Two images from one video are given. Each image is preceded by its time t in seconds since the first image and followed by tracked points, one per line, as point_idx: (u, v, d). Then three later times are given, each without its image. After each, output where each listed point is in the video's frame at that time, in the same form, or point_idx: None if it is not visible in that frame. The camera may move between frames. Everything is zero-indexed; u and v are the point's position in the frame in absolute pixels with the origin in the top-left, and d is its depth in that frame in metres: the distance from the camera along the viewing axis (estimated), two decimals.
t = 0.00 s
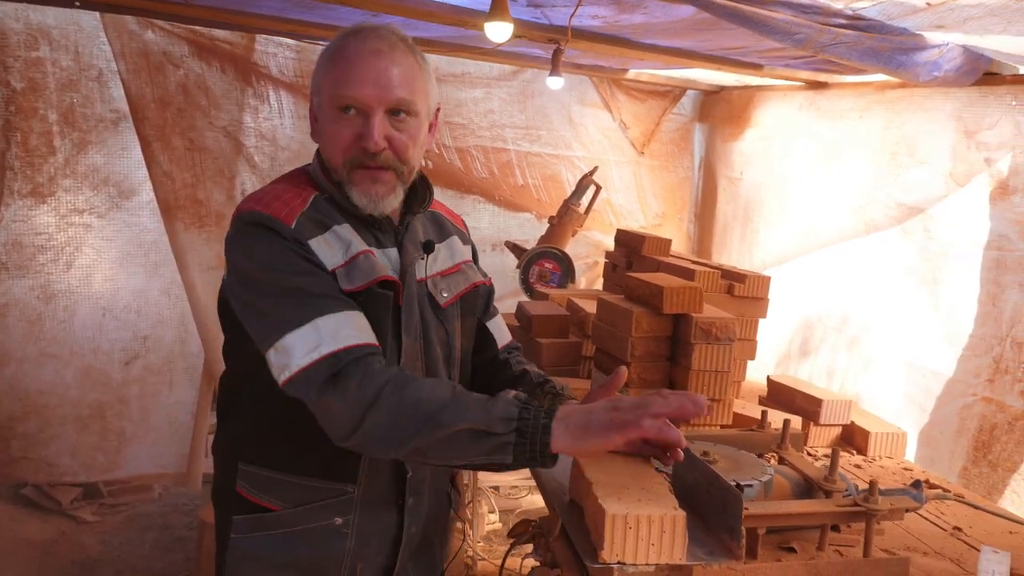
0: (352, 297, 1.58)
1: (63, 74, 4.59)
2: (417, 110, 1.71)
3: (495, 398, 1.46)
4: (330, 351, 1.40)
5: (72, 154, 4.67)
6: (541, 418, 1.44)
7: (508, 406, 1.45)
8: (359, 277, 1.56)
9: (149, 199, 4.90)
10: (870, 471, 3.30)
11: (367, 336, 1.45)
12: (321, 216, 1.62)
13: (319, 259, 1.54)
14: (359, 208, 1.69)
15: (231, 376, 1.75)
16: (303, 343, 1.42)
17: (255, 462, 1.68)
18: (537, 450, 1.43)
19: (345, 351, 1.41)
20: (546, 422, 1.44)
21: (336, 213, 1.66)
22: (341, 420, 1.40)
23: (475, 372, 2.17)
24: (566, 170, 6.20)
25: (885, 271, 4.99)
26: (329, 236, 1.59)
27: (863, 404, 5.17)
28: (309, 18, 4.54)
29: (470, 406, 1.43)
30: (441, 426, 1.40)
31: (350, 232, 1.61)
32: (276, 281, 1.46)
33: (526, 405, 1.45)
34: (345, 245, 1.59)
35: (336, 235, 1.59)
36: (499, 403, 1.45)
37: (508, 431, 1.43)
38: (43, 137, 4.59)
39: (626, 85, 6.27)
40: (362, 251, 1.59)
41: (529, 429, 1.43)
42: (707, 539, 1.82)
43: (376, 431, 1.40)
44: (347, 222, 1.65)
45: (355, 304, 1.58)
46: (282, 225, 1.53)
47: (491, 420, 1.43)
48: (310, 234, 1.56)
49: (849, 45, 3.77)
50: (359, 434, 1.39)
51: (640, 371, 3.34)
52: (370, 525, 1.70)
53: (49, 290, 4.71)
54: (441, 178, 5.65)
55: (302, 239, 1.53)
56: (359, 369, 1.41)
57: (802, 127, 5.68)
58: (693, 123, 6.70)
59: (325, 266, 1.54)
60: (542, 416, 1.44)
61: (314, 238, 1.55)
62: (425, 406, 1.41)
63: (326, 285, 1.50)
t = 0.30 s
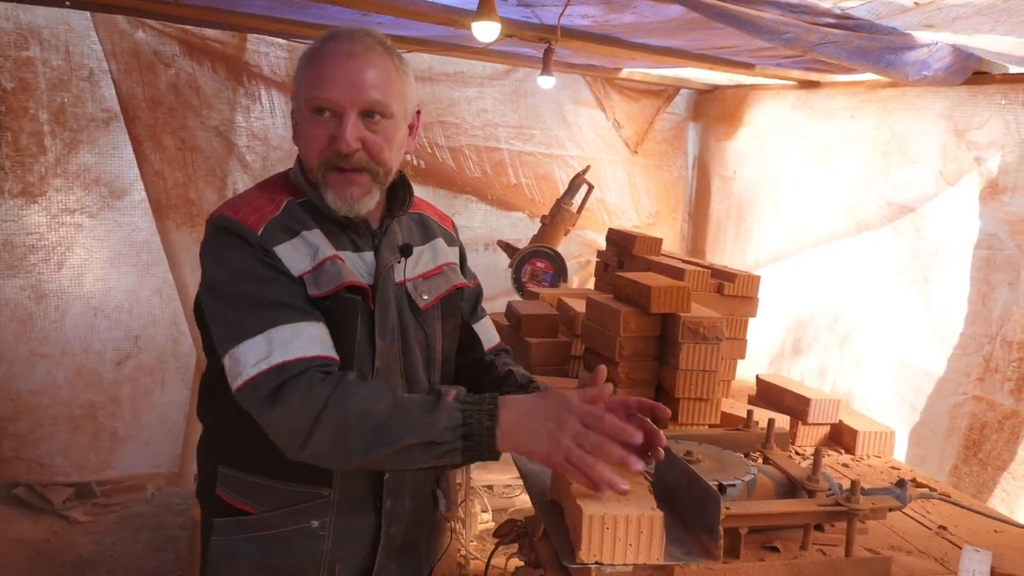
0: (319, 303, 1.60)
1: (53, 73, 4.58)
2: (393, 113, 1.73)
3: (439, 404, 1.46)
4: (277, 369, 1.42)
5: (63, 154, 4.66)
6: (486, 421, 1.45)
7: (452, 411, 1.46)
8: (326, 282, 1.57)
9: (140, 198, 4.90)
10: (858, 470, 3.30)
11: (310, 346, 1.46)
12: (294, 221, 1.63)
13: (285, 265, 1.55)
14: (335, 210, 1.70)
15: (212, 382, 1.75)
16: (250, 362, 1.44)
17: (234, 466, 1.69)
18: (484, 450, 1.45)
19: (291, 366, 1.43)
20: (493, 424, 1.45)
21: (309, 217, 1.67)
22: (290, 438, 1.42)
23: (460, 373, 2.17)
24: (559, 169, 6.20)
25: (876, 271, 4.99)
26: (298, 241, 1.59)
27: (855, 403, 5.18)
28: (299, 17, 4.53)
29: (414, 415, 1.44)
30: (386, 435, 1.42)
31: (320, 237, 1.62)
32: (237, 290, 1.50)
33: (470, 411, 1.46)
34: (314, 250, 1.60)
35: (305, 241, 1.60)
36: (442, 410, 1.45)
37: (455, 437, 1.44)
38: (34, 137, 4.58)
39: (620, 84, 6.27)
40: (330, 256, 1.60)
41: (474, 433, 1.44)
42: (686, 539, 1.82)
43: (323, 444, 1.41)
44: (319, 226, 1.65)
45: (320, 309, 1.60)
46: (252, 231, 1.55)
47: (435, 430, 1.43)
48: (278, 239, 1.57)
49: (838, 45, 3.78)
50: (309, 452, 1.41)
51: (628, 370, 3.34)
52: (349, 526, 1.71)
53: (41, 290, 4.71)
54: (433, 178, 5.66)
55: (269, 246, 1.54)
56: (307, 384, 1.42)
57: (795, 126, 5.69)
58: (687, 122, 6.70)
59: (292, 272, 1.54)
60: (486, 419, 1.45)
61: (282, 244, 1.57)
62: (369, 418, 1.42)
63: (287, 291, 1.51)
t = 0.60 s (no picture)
0: (287, 303, 1.61)
1: (46, 74, 4.59)
2: (370, 109, 1.73)
3: (378, 386, 1.42)
4: (226, 369, 1.42)
5: (56, 155, 4.66)
6: (426, 398, 1.39)
7: (391, 390, 1.42)
8: (294, 283, 1.59)
9: (133, 199, 4.90)
10: (846, 469, 3.31)
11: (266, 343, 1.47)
12: (267, 222, 1.64)
13: (254, 265, 1.57)
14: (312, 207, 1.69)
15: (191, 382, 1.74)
16: (204, 365, 1.45)
17: (218, 469, 1.68)
18: (426, 428, 1.40)
19: (240, 366, 1.43)
20: (433, 400, 1.40)
21: (284, 218, 1.69)
22: (237, 438, 1.41)
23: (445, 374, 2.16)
24: (553, 169, 6.21)
25: (870, 271, 4.98)
26: (268, 242, 1.61)
27: (848, 403, 5.18)
28: (291, 18, 4.54)
29: (354, 399, 1.40)
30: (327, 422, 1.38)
31: (291, 238, 1.63)
32: (205, 290, 1.52)
33: (410, 389, 1.41)
34: (283, 251, 1.61)
35: (275, 242, 1.62)
36: (381, 389, 1.41)
37: (394, 418, 1.40)
38: (26, 137, 4.59)
39: (613, 84, 6.29)
40: (298, 257, 1.61)
41: (415, 412, 1.39)
42: (666, 539, 1.83)
43: (266, 435, 1.39)
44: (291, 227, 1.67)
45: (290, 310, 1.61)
46: (222, 230, 1.57)
47: (374, 410, 1.39)
48: (250, 239, 1.59)
49: (827, 45, 3.79)
50: (253, 445, 1.39)
51: (617, 370, 3.35)
52: (332, 527, 1.71)
53: (34, 290, 4.72)
54: (426, 178, 5.67)
55: (239, 245, 1.57)
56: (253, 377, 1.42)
57: (788, 127, 5.70)
58: (681, 123, 6.70)
59: (260, 273, 1.57)
60: (426, 396, 1.39)
61: (252, 243, 1.58)
62: (311, 406, 1.39)
63: (258, 295, 1.54)
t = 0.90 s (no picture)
0: (254, 311, 1.63)
1: (40, 74, 4.58)
2: (353, 109, 1.74)
3: (304, 419, 1.46)
4: (165, 386, 1.47)
5: (50, 155, 4.66)
6: (350, 435, 1.43)
7: (317, 425, 1.45)
8: (262, 290, 1.61)
9: (128, 199, 4.91)
10: (836, 469, 3.32)
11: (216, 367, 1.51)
12: (241, 228, 1.66)
13: (221, 273, 1.59)
14: (295, 208, 1.70)
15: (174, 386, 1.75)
16: (148, 377, 1.49)
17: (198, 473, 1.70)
18: (348, 464, 1.44)
19: (176, 384, 1.47)
20: (357, 438, 1.43)
21: (260, 222, 1.70)
22: (167, 453, 1.46)
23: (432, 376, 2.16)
24: (548, 169, 6.22)
25: (865, 270, 4.98)
26: (238, 249, 1.63)
27: (842, 402, 5.19)
28: (285, 18, 4.54)
29: (278, 430, 1.44)
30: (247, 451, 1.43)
31: (262, 244, 1.64)
32: (166, 301, 1.53)
33: (334, 425, 1.44)
34: (253, 258, 1.63)
35: (245, 249, 1.63)
36: (307, 424, 1.45)
37: (317, 452, 1.44)
38: (21, 138, 4.58)
39: (608, 84, 6.29)
40: (268, 264, 1.62)
41: (338, 447, 1.43)
42: (648, 539, 1.84)
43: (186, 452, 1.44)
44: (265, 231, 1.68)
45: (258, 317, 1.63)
46: (193, 235, 1.58)
47: (298, 444, 1.43)
48: (220, 246, 1.60)
49: (818, 46, 3.79)
50: (179, 464, 1.44)
51: (607, 370, 3.36)
52: (312, 530, 1.72)
53: (28, 290, 4.71)
54: (421, 178, 5.67)
55: (208, 252, 1.58)
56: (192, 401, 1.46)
57: (782, 126, 5.71)
58: (676, 122, 6.71)
59: (227, 279, 1.59)
60: (350, 432, 1.43)
61: (221, 249, 1.60)
62: (237, 431, 1.43)
63: (225, 306, 1.57)
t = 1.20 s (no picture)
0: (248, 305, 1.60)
1: (35, 76, 4.59)
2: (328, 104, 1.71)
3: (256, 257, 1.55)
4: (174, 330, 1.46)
5: (45, 156, 4.67)
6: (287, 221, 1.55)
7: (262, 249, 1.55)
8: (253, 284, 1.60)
9: (123, 200, 4.92)
10: (827, 469, 3.32)
11: (211, 307, 1.49)
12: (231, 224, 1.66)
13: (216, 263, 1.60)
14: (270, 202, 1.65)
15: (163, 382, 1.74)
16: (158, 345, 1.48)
17: (185, 469, 1.69)
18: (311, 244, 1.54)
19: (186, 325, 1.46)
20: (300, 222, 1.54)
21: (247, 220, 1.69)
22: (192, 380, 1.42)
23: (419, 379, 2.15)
24: (544, 169, 6.22)
25: (860, 270, 4.99)
26: (231, 240, 1.64)
27: (837, 402, 5.20)
28: (279, 19, 4.55)
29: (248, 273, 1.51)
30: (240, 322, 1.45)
31: (254, 237, 1.66)
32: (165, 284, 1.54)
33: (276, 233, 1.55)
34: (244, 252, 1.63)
35: (238, 241, 1.64)
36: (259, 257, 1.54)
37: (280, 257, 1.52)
38: (16, 139, 4.59)
39: (604, 84, 6.30)
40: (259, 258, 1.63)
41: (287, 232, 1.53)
42: (633, 538, 1.84)
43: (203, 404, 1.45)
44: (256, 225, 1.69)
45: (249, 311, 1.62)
46: (182, 229, 1.61)
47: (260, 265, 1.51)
48: (211, 238, 1.62)
49: (810, 46, 3.80)
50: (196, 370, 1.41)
51: (600, 371, 3.36)
52: (293, 530, 1.73)
53: (23, 291, 4.72)
54: (417, 178, 5.68)
55: (201, 243, 1.61)
56: (181, 345, 1.44)
57: (777, 127, 5.71)
58: (673, 122, 6.71)
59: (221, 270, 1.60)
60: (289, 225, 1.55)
61: (214, 242, 1.61)
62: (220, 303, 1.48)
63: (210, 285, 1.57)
